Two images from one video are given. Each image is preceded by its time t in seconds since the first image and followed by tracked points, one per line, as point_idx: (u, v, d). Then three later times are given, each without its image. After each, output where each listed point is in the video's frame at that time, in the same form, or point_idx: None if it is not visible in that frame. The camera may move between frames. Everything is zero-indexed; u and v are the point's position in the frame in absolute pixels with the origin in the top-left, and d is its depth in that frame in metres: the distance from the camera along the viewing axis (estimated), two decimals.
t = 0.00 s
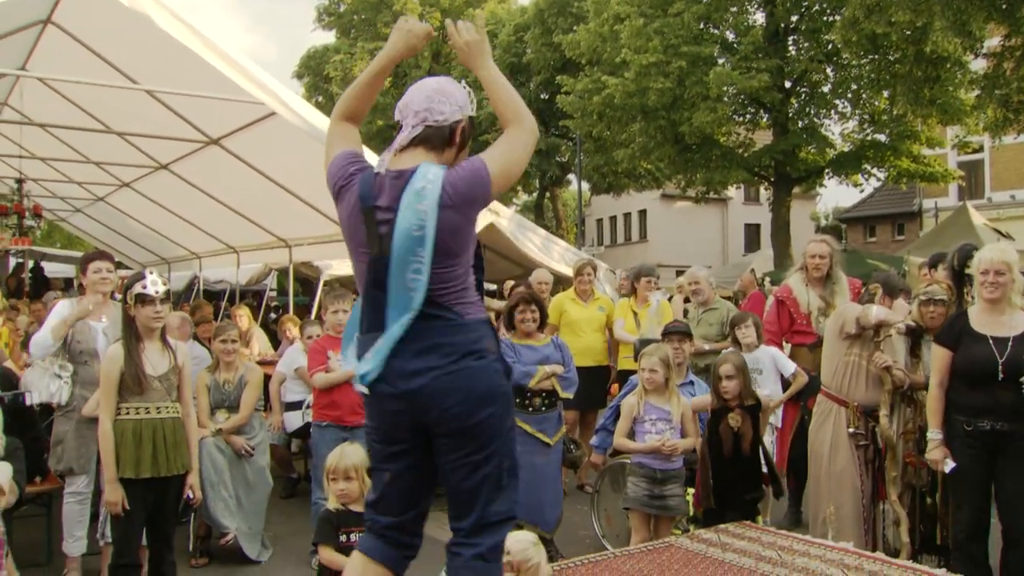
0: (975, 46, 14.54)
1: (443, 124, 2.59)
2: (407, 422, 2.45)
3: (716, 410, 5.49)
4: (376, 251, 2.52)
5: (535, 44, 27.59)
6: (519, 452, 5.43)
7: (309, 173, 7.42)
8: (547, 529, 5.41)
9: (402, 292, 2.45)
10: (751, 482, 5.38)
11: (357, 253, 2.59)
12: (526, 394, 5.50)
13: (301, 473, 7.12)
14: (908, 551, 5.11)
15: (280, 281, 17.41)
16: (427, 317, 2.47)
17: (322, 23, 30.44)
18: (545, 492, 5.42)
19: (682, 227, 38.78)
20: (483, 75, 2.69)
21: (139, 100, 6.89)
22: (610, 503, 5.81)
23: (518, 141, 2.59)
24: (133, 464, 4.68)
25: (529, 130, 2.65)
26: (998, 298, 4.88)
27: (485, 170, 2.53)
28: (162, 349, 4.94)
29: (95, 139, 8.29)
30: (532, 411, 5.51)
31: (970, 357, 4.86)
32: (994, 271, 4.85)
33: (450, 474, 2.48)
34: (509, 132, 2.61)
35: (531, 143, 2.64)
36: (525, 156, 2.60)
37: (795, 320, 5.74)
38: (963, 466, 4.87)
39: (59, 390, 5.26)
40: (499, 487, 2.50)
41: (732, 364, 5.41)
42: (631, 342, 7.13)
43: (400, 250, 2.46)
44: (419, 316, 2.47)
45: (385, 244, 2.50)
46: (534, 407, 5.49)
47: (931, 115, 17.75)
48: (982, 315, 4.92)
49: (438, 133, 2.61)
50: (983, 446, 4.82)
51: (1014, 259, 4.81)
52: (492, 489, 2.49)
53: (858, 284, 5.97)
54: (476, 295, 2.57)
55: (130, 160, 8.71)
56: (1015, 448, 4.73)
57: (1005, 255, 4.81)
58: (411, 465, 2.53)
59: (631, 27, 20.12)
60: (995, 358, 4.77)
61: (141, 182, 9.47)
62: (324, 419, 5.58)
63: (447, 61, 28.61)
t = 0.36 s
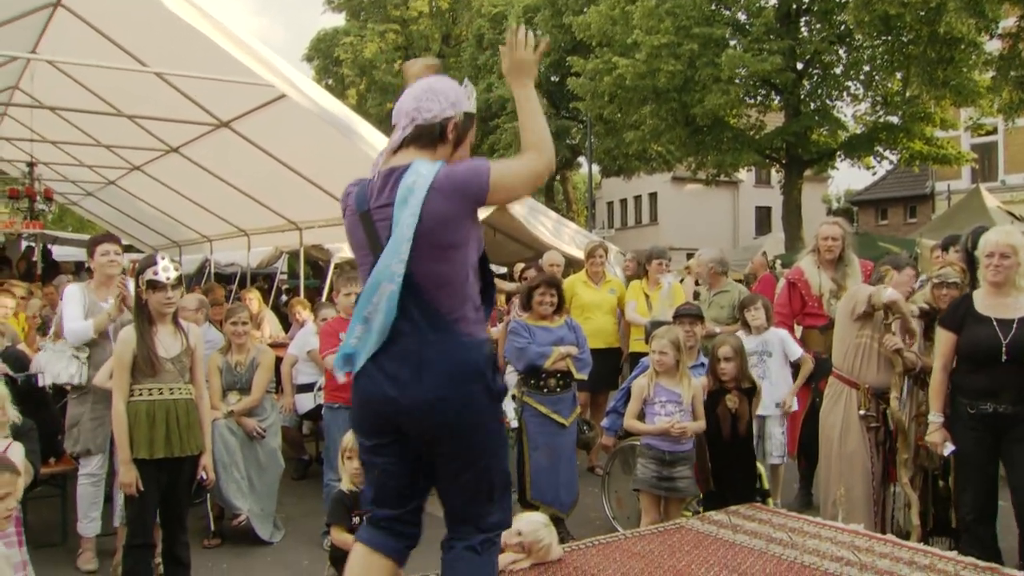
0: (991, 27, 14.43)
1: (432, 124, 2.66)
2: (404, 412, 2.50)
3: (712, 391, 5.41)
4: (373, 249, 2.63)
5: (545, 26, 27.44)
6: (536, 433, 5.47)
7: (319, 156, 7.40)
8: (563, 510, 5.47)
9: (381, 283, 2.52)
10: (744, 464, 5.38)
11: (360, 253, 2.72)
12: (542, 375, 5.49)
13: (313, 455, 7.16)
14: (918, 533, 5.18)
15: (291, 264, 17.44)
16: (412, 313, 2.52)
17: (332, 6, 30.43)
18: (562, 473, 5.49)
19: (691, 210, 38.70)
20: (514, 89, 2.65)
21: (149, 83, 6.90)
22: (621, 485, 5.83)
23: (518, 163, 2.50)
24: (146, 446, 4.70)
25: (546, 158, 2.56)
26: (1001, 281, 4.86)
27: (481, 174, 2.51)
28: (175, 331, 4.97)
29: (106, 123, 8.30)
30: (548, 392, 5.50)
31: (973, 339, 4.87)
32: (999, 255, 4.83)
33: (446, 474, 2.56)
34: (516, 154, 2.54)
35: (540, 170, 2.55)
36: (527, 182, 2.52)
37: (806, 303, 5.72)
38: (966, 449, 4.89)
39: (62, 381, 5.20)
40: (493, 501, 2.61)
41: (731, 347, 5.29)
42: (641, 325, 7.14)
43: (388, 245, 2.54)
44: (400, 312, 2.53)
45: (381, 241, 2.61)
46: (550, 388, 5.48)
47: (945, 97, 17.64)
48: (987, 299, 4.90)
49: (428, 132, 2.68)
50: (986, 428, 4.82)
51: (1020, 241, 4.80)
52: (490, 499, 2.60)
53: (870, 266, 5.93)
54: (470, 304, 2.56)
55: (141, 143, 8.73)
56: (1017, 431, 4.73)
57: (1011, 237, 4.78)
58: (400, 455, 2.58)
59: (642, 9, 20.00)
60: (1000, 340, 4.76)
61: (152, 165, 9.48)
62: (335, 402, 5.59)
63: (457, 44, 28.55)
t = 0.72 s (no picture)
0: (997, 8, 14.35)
1: (430, 104, 2.69)
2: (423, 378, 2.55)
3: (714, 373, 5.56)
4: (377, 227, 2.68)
5: (547, 8, 27.30)
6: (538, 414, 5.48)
7: (320, 137, 7.37)
8: (566, 491, 5.49)
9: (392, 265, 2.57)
10: (746, 446, 5.48)
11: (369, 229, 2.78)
12: (546, 356, 5.50)
13: (314, 437, 7.19)
14: (920, 515, 5.21)
15: (292, 247, 17.44)
16: (422, 282, 2.59)
17: None
18: (564, 454, 5.50)
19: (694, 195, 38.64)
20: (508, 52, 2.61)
21: (149, 65, 6.87)
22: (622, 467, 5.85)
23: (496, 118, 2.42)
24: (150, 428, 4.71)
25: (529, 99, 2.46)
26: (1003, 264, 4.86)
27: (458, 140, 2.46)
28: (178, 313, 4.98)
29: (106, 105, 8.28)
30: (551, 372, 5.52)
31: (975, 322, 4.88)
32: (1001, 238, 4.82)
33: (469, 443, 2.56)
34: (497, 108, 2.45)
35: (523, 113, 2.45)
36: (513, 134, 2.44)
37: (808, 285, 5.73)
38: (973, 433, 4.89)
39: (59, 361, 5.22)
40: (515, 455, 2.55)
41: (734, 328, 5.44)
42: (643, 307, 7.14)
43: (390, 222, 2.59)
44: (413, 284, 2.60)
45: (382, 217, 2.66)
46: (554, 368, 5.50)
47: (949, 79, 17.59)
48: (989, 282, 4.91)
49: (424, 111, 2.72)
50: (990, 410, 4.83)
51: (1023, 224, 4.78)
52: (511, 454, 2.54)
53: (870, 249, 5.96)
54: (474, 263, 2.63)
55: (142, 126, 8.72)
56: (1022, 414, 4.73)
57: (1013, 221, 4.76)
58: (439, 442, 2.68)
59: None
60: (1002, 323, 4.76)
61: (153, 148, 9.47)
62: (336, 381, 5.57)
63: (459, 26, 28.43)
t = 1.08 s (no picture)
0: None
1: (447, 71, 2.85)
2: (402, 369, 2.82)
3: (725, 352, 5.51)
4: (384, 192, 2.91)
5: None
6: (538, 394, 5.49)
7: (320, 118, 7.35)
8: (566, 470, 5.51)
9: (386, 227, 2.78)
10: (755, 426, 5.41)
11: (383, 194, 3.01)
12: (546, 336, 5.51)
13: (316, 418, 7.21)
14: (920, 494, 5.23)
15: (293, 228, 17.44)
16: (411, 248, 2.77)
17: None
18: (564, 433, 5.52)
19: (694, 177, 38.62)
20: (530, 14, 2.75)
21: (147, 45, 6.84)
22: (622, 447, 5.87)
23: (503, 83, 2.57)
24: (150, 408, 4.71)
25: (544, 67, 2.57)
26: (1004, 244, 4.86)
27: (462, 103, 2.64)
28: (177, 293, 4.99)
29: (105, 86, 8.25)
30: (552, 352, 5.52)
31: (976, 302, 4.88)
32: (1001, 219, 4.81)
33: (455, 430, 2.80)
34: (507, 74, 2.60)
35: (533, 84, 2.56)
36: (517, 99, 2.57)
37: (809, 266, 5.70)
38: (973, 413, 4.89)
39: (66, 344, 5.20)
40: (497, 448, 2.78)
41: (746, 307, 5.40)
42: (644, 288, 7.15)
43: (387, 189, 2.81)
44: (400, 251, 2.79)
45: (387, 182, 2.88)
46: (555, 348, 5.49)
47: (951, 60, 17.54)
48: (991, 261, 4.91)
49: (442, 78, 2.87)
50: (990, 389, 4.84)
51: None
52: (498, 446, 2.78)
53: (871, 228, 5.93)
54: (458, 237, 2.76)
55: (141, 106, 8.69)
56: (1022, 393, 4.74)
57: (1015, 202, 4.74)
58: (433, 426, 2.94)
59: None
60: (1003, 303, 4.76)
61: (152, 129, 9.45)
62: (335, 361, 5.60)
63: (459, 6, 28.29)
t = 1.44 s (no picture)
0: None
1: (457, 62, 2.84)
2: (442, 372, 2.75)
3: (734, 327, 5.44)
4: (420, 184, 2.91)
5: None
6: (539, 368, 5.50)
7: (320, 92, 7.32)
8: (566, 444, 5.52)
9: (423, 218, 2.78)
10: (759, 400, 5.39)
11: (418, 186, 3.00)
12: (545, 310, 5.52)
13: (317, 393, 7.23)
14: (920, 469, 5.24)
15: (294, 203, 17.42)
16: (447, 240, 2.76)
17: None
18: (564, 407, 5.52)
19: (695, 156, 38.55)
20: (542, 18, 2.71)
21: (145, 19, 6.81)
22: (622, 422, 5.89)
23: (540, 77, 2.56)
24: (150, 382, 4.70)
25: (580, 62, 2.57)
26: (1006, 219, 4.84)
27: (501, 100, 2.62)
28: (176, 267, 4.98)
29: (103, 61, 8.22)
30: (551, 326, 5.53)
31: (977, 277, 4.87)
32: (1003, 194, 4.79)
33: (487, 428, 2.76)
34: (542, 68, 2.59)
35: (572, 82, 2.56)
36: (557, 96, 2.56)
37: (810, 241, 5.70)
38: (972, 387, 4.89)
39: (64, 318, 5.17)
40: (531, 446, 2.74)
41: (757, 281, 5.37)
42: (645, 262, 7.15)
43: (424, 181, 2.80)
44: (439, 242, 2.77)
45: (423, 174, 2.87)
46: (554, 322, 5.50)
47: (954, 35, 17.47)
48: (992, 236, 4.89)
49: (453, 71, 2.87)
50: (989, 364, 4.84)
51: None
52: (530, 443, 2.74)
53: (874, 205, 5.93)
54: (498, 227, 2.72)
55: (140, 82, 8.66)
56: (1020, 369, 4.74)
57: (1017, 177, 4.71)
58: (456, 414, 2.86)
59: None
60: (1004, 279, 4.75)
61: (152, 105, 9.42)
62: (331, 337, 5.62)
63: None
